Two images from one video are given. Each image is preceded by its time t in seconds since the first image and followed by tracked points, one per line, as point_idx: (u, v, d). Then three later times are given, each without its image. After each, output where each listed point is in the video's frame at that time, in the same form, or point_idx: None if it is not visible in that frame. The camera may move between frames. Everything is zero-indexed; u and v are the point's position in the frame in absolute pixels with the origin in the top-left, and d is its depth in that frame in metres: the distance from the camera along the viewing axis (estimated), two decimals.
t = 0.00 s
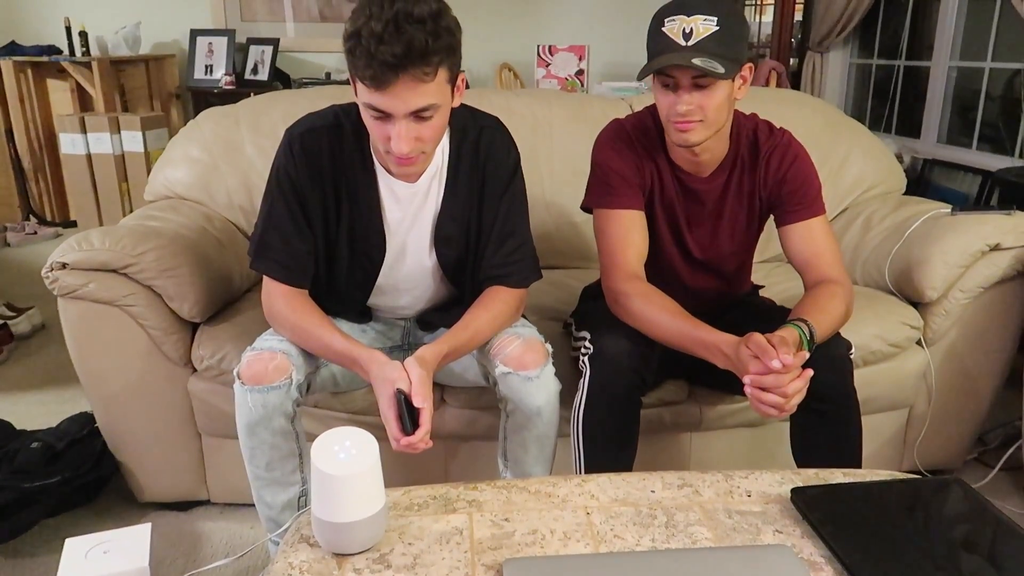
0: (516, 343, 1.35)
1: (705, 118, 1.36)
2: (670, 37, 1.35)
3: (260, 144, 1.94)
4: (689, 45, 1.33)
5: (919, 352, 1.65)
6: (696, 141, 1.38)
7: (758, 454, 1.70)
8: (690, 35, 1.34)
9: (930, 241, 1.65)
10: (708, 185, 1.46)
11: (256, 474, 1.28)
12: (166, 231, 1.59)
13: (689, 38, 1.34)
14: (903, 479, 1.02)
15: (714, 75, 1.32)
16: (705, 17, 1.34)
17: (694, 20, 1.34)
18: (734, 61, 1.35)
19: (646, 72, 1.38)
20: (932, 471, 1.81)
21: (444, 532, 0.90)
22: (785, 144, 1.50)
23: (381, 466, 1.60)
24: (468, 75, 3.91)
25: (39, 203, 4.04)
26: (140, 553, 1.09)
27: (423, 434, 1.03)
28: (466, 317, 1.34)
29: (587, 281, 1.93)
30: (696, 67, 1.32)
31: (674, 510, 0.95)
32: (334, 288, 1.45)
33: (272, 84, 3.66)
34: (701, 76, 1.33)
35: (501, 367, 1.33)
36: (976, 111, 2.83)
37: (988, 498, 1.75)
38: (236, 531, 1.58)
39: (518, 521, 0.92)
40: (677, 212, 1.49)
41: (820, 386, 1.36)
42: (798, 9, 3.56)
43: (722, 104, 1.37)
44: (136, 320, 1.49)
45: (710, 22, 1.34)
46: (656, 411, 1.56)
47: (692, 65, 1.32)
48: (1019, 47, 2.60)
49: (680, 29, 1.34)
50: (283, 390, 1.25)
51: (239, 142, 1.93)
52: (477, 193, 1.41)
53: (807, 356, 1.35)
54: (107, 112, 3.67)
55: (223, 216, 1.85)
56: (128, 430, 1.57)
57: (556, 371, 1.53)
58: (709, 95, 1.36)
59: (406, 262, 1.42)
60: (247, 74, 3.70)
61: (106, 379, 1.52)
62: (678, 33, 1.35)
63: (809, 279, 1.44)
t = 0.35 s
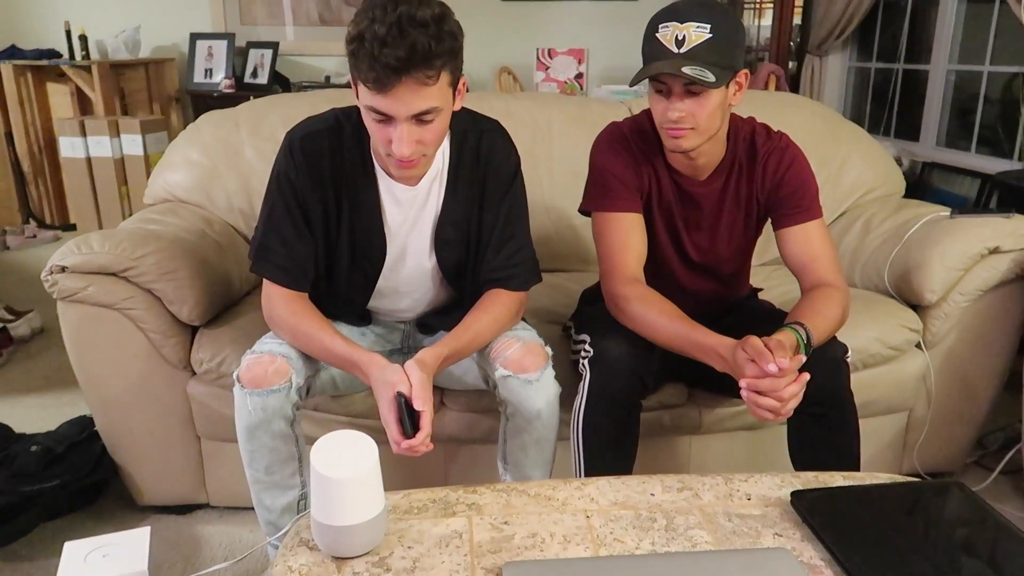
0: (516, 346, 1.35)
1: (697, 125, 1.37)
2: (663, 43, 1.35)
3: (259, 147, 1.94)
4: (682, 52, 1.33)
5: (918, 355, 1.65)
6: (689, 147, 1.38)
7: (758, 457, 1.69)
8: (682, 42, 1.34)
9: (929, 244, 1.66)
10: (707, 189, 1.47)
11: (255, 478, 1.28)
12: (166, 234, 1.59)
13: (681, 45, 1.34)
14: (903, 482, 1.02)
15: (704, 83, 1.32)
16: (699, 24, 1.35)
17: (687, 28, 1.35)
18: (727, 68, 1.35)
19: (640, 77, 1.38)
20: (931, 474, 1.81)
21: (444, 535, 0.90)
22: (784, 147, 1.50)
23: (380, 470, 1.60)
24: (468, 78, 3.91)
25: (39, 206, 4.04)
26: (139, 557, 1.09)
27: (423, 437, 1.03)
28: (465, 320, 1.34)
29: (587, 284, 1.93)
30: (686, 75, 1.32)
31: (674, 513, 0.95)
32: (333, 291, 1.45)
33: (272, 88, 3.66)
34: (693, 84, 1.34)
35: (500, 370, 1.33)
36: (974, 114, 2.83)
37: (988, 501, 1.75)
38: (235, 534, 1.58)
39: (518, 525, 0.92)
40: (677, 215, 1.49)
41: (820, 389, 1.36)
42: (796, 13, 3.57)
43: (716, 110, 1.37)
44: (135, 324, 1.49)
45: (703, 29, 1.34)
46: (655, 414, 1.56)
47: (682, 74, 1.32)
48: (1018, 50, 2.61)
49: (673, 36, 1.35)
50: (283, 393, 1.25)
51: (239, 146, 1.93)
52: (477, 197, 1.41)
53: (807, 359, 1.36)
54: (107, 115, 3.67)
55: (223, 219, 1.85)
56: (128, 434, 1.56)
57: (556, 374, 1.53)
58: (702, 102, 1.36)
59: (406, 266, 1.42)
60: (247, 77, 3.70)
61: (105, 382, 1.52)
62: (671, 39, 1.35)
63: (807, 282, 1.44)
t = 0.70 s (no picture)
0: (515, 347, 1.35)
1: (697, 126, 1.37)
2: (663, 45, 1.36)
3: (259, 149, 1.94)
4: (681, 54, 1.34)
5: (918, 356, 1.65)
6: (689, 148, 1.38)
7: (757, 458, 1.69)
8: (682, 43, 1.34)
9: (928, 245, 1.66)
10: (706, 190, 1.47)
11: (254, 480, 1.28)
12: (165, 236, 1.59)
13: (681, 46, 1.34)
14: (903, 484, 1.02)
15: (703, 84, 1.32)
16: (698, 25, 1.35)
17: (686, 29, 1.35)
18: (727, 69, 1.35)
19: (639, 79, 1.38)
20: (931, 475, 1.81)
21: (444, 537, 0.90)
22: (783, 148, 1.50)
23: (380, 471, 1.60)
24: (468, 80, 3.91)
25: (38, 208, 4.04)
26: (139, 559, 1.09)
27: (423, 439, 1.03)
28: (465, 322, 1.33)
29: (586, 285, 1.93)
30: (685, 77, 1.32)
31: (674, 515, 0.95)
32: (333, 293, 1.44)
33: (271, 89, 3.66)
34: (692, 85, 1.34)
35: (500, 371, 1.33)
36: (973, 115, 2.84)
37: (987, 502, 1.74)
38: (234, 537, 1.58)
39: (517, 526, 0.92)
40: (677, 217, 1.49)
41: (820, 390, 1.36)
42: (795, 15, 3.58)
43: (716, 112, 1.37)
44: (134, 325, 1.49)
45: (702, 30, 1.35)
46: (655, 416, 1.56)
47: (681, 75, 1.32)
48: (1017, 52, 2.61)
49: (672, 37, 1.35)
50: (282, 395, 1.25)
51: (238, 147, 1.93)
52: (476, 198, 1.41)
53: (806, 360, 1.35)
54: (106, 116, 3.67)
55: (222, 221, 1.85)
56: (127, 436, 1.56)
57: (556, 375, 1.53)
58: (701, 104, 1.36)
59: (406, 267, 1.42)
60: (246, 79, 3.70)
61: (104, 384, 1.52)
62: (671, 41, 1.35)
63: (806, 283, 1.44)
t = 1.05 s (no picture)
0: (515, 349, 1.35)
1: (698, 128, 1.36)
2: (665, 46, 1.36)
3: (258, 150, 1.94)
4: (683, 55, 1.34)
5: (918, 357, 1.65)
6: (691, 150, 1.38)
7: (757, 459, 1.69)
8: (683, 45, 1.34)
9: (929, 246, 1.66)
10: (707, 191, 1.47)
11: (254, 481, 1.28)
12: (165, 237, 1.59)
13: (683, 48, 1.34)
14: (903, 485, 1.02)
15: (705, 86, 1.32)
16: (700, 27, 1.35)
17: (688, 30, 1.35)
18: (729, 70, 1.35)
19: (639, 80, 1.38)
20: (931, 476, 1.81)
21: (444, 539, 0.90)
22: (784, 149, 1.50)
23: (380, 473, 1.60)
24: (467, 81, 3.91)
25: (37, 209, 4.03)
26: (138, 560, 1.09)
27: (422, 440, 1.02)
28: (465, 323, 1.33)
29: (586, 287, 1.93)
30: (687, 78, 1.32)
31: (674, 516, 0.95)
32: (333, 294, 1.44)
33: (271, 91, 3.67)
34: (694, 87, 1.34)
35: (500, 373, 1.33)
36: (973, 116, 2.84)
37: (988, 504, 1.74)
38: (234, 538, 1.58)
39: (517, 528, 0.92)
40: (676, 218, 1.49)
41: (820, 391, 1.36)
42: (795, 17, 3.59)
43: (717, 113, 1.37)
44: (134, 327, 1.49)
45: (704, 32, 1.35)
46: (655, 417, 1.56)
47: (683, 76, 1.32)
48: (1016, 53, 2.61)
49: (674, 39, 1.35)
50: (282, 397, 1.25)
51: (238, 149, 1.93)
52: (476, 199, 1.42)
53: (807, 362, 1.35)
54: (106, 118, 3.67)
55: (222, 223, 1.85)
56: (126, 437, 1.56)
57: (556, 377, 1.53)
58: (703, 105, 1.36)
59: (406, 268, 1.42)
60: (246, 80, 3.70)
61: (104, 385, 1.52)
62: (672, 42, 1.35)
63: (806, 285, 1.44)
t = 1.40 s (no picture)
0: (515, 350, 1.35)
1: (697, 129, 1.36)
2: (663, 47, 1.36)
3: (258, 151, 1.94)
4: (681, 57, 1.34)
5: (918, 358, 1.65)
6: (690, 151, 1.38)
7: (758, 461, 1.69)
8: (682, 46, 1.35)
9: (929, 247, 1.66)
10: (707, 193, 1.47)
11: (254, 482, 1.28)
12: (165, 238, 1.59)
13: (681, 49, 1.35)
14: (903, 486, 1.02)
15: (704, 87, 1.32)
16: (698, 28, 1.35)
17: (686, 32, 1.35)
18: (729, 71, 1.35)
19: (638, 82, 1.38)
20: (932, 478, 1.81)
21: (443, 540, 0.90)
22: (783, 150, 1.50)
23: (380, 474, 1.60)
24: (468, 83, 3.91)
25: (37, 210, 4.03)
26: (138, 562, 1.08)
27: (423, 443, 1.03)
28: (465, 325, 1.33)
29: (586, 288, 1.93)
30: (686, 80, 1.32)
31: (675, 517, 0.95)
32: (333, 295, 1.44)
33: (271, 92, 3.67)
34: (693, 88, 1.34)
35: (500, 374, 1.33)
36: (973, 117, 2.84)
37: (988, 505, 1.74)
38: (233, 540, 1.57)
39: (517, 530, 0.92)
40: (676, 219, 1.49)
41: (821, 392, 1.36)
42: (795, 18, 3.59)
43: (717, 115, 1.37)
44: (134, 328, 1.49)
45: (703, 33, 1.35)
46: (655, 418, 1.56)
47: (682, 78, 1.32)
48: (1016, 54, 2.61)
49: (673, 40, 1.36)
50: (282, 398, 1.25)
51: (238, 150, 1.93)
52: (476, 200, 1.41)
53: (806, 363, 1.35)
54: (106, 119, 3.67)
55: (222, 224, 1.85)
56: (126, 438, 1.56)
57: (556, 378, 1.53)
58: (702, 106, 1.36)
59: (405, 269, 1.42)
60: (246, 81, 3.70)
61: (103, 386, 1.52)
62: (671, 44, 1.36)
63: (806, 286, 1.44)
